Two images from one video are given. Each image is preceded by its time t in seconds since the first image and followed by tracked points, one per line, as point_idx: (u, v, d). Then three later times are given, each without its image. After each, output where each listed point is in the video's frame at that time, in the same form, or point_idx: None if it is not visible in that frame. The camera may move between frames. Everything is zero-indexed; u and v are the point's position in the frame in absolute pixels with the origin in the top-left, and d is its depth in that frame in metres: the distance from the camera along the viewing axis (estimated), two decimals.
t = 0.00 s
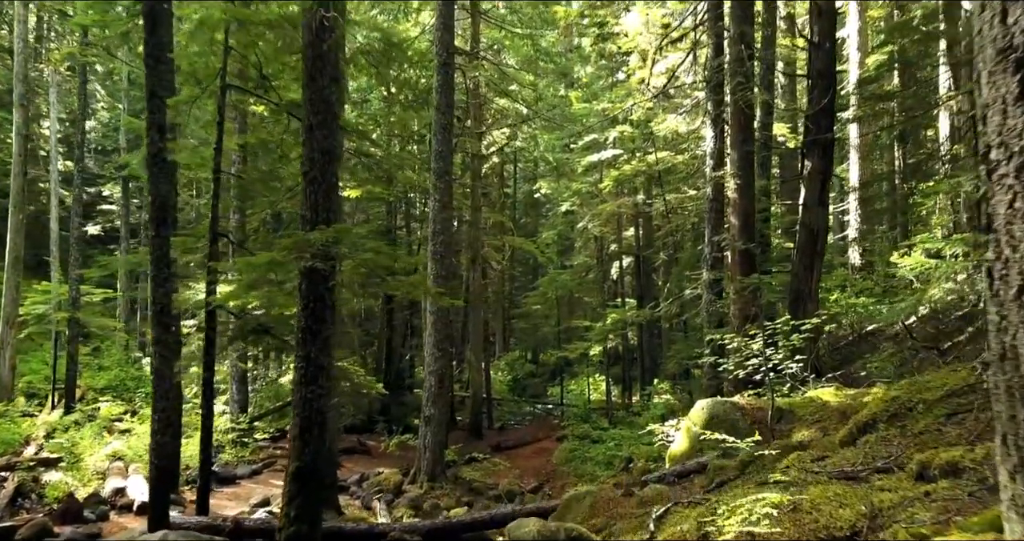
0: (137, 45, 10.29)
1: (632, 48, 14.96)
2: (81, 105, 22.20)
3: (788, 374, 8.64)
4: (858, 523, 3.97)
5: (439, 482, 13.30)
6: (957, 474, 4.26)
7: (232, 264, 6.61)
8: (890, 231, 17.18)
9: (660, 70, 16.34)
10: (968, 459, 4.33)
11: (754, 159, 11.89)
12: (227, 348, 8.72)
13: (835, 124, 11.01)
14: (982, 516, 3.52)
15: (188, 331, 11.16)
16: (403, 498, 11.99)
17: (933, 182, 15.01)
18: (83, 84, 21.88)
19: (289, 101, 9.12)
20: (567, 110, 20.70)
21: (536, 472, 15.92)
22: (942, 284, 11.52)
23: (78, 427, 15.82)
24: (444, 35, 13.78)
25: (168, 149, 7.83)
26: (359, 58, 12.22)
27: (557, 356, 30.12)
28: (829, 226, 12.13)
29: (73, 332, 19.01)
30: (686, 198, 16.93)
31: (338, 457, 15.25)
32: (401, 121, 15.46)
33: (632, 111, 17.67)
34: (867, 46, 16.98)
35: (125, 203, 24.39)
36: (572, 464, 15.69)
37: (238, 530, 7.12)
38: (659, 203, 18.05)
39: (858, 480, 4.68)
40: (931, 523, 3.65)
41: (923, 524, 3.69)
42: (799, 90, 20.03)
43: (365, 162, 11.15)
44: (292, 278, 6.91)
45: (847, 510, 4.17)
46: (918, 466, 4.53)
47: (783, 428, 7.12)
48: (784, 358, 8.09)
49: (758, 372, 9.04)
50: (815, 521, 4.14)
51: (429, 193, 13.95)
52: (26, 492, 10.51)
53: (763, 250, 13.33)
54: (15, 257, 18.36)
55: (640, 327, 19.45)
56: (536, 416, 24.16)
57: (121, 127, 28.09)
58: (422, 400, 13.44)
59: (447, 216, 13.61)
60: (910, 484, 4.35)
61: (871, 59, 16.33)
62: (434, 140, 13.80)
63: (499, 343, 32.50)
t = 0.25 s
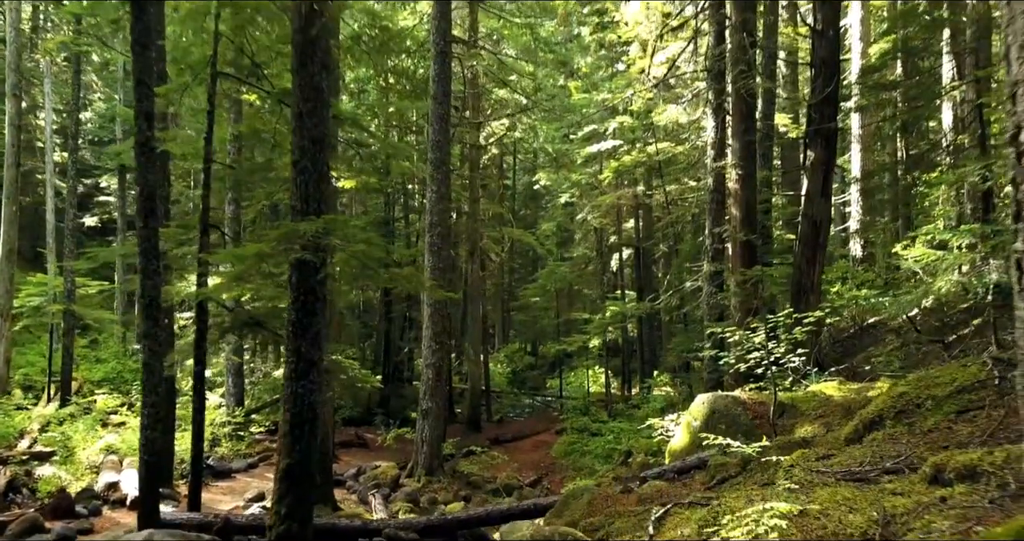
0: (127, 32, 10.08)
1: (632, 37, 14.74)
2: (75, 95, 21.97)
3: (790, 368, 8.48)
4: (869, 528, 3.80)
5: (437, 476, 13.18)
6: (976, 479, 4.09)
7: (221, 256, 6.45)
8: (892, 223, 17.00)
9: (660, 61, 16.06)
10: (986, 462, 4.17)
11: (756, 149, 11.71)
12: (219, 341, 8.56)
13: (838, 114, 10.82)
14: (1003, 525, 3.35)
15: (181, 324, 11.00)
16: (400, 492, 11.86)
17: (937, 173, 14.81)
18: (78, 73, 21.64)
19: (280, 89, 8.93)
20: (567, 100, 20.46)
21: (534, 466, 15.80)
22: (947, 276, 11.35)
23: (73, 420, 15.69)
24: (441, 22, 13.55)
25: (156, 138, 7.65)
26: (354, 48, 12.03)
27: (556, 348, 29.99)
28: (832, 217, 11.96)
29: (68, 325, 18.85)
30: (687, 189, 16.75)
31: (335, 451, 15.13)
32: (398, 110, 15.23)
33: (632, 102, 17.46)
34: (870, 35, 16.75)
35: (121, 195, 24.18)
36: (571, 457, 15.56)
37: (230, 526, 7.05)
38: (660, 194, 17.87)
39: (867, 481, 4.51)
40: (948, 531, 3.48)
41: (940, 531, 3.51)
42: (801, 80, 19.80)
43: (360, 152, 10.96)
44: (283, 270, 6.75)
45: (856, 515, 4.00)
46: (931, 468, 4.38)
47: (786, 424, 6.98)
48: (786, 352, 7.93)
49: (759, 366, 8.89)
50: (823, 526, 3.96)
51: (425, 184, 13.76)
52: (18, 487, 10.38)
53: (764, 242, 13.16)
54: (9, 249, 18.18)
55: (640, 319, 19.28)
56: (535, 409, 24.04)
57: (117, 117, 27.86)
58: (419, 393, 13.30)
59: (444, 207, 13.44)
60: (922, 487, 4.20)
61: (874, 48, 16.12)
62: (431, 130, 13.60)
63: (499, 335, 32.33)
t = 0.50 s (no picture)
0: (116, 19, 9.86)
1: (632, 26, 14.52)
2: (70, 85, 21.75)
3: (792, 361, 8.33)
4: (882, 536, 3.62)
5: (434, 470, 13.06)
6: (998, 486, 3.93)
7: (208, 247, 6.27)
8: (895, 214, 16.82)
9: (660, 49, 15.67)
10: (1007, 467, 4.01)
11: (757, 139, 11.52)
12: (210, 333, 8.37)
13: (842, 102, 10.63)
14: None
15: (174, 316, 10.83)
16: (397, 486, 11.73)
17: (941, 163, 14.62)
18: (72, 63, 21.40)
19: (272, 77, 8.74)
20: (566, 90, 20.23)
21: (533, 458, 15.68)
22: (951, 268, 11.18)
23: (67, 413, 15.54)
24: (438, 10, 13.32)
25: (144, 127, 7.46)
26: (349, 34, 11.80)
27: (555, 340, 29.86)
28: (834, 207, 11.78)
29: (63, 317, 18.68)
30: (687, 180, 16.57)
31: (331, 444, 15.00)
32: (394, 100, 15.01)
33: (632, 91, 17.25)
34: (873, 23, 16.52)
35: (117, 185, 23.98)
36: (570, 450, 15.44)
37: (222, 522, 6.92)
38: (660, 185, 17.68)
39: (878, 484, 4.34)
40: None
41: None
42: (803, 70, 19.58)
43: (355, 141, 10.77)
44: (272, 261, 6.58)
45: (868, 521, 3.81)
46: (944, 471, 4.21)
47: (789, 419, 6.82)
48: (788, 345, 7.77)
49: (761, 358, 8.73)
50: (832, 532, 3.78)
51: (422, 174, 13.57)
52: (9, 481, 10.24)
53: (766, 233, 12.99)
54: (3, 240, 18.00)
55: (640, 311, 19.12)
56: (534, 401, 23.93)
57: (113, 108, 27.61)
58: (416, 386, 13.15)
59: (441, 197, 13.26)
60: (936, 491, 4.03)
61: (877, 36, 15.89)
62: (427, 120, 13.40)
63: (498, 327, 32.18)
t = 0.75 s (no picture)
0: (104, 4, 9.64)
1: (632, 13, 14.28)
2: (64, 74, 21.51)
3: (795, 355, 8.17)
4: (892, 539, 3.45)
5: (431, 463, 12.94)
6: (1014, 489, 3.75)
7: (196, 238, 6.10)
8: (898, 205, 16.64)
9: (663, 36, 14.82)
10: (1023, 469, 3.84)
11: (759, 128, 11.32)
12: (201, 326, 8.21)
13: (846, 91, 10.43)
14: None
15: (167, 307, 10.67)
16: (393, 480, 11.61)
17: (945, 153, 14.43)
18: (66, 52, 21.16)
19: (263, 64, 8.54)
20: (566, 79, 19.99)
21: (532, 451, 15.56)
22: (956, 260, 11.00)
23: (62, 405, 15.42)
24: None
25: (131, 115, 7.27)
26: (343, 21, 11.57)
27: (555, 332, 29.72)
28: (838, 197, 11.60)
29: (58, 308, 18.53)
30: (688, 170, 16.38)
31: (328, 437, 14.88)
32: (391, 89, 14.80)
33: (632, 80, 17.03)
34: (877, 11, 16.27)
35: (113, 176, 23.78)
36: (569, 443, 15.31)
37: (212, 519, 6.80)
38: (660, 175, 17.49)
39: (886, 484, 4.17)
40: None
41: None
42: (805, 59, 19.33)
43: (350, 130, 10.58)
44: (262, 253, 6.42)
45: (876, 523, 3.64)
46: (956, 473, 4.04)
47: (792, 414, 6.67)
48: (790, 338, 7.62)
49: (762, 352, 8.58)
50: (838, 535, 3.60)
51: (419, 165, 13.38)
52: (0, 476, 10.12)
53: (768, 224, 12.81)
54: None
55: (640, 303, 18.95)
56: (533, 393, 23.81)
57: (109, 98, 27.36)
58: (413, 379, 13.01)
59: (438, 188, 13.07)
60: (948, 493, 3.86)
61: (881, 24, 15.65)
62: (424, 109, 13.19)
63: (497, 319, 32.05)
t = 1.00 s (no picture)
0: None
1: None
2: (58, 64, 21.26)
3: (797, 349, 8.02)
4: None
5: (428, 457, 12.82)
6: None
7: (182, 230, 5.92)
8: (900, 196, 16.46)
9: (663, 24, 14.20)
10: None
11: (761, 117, 11.13)
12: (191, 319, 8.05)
13: (849, 79, 10.24)
14: None
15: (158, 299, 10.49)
16: (389, 474, 11.47)
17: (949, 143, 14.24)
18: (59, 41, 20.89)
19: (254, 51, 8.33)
20: (565, 69, 19.75)
21: (530, 445, 15.44)
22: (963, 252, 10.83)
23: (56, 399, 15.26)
24: None
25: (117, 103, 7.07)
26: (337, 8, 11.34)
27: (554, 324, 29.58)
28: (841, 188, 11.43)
29: (53, 301, 18.35)
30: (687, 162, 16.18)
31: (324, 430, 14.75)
32: (387, 78, 14.58)
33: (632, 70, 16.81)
34: None
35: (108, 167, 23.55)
36: (567, 437, 15.18)
37: (202, 517, 6.65)
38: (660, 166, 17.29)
39: (897, 490, 3.99)
40: None
41: None
42: (808, 48, 19.09)
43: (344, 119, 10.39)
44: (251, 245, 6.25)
45: (889, 533, 3.46)
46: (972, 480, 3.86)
47: (795, 410, 6.52)
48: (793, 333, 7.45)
49: (764, 345, 8.42)
50: None
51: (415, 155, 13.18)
52: None
53: (769, 215, 12.64)
54: None
55: (639, 295, 18.78)
56: (531, 385, 23.68)
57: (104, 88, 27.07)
58: (410, 372, 12.87)
59: (435, 180, 12.87)
60: (964, 501, 3.70)
61: (885, 12, 15.42)
62: (420, 98, 12.98)
63: (496, 310, 31.89)
